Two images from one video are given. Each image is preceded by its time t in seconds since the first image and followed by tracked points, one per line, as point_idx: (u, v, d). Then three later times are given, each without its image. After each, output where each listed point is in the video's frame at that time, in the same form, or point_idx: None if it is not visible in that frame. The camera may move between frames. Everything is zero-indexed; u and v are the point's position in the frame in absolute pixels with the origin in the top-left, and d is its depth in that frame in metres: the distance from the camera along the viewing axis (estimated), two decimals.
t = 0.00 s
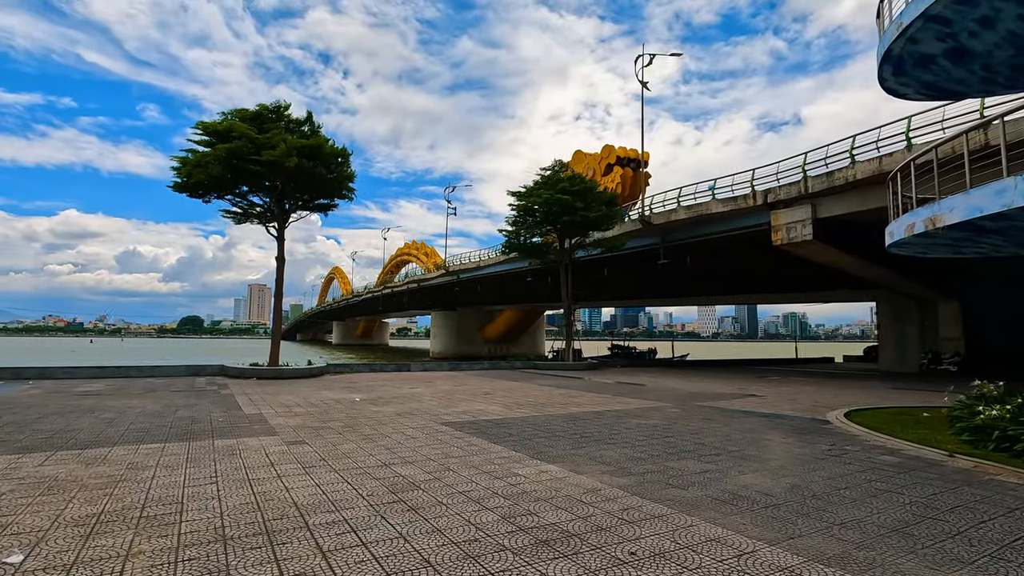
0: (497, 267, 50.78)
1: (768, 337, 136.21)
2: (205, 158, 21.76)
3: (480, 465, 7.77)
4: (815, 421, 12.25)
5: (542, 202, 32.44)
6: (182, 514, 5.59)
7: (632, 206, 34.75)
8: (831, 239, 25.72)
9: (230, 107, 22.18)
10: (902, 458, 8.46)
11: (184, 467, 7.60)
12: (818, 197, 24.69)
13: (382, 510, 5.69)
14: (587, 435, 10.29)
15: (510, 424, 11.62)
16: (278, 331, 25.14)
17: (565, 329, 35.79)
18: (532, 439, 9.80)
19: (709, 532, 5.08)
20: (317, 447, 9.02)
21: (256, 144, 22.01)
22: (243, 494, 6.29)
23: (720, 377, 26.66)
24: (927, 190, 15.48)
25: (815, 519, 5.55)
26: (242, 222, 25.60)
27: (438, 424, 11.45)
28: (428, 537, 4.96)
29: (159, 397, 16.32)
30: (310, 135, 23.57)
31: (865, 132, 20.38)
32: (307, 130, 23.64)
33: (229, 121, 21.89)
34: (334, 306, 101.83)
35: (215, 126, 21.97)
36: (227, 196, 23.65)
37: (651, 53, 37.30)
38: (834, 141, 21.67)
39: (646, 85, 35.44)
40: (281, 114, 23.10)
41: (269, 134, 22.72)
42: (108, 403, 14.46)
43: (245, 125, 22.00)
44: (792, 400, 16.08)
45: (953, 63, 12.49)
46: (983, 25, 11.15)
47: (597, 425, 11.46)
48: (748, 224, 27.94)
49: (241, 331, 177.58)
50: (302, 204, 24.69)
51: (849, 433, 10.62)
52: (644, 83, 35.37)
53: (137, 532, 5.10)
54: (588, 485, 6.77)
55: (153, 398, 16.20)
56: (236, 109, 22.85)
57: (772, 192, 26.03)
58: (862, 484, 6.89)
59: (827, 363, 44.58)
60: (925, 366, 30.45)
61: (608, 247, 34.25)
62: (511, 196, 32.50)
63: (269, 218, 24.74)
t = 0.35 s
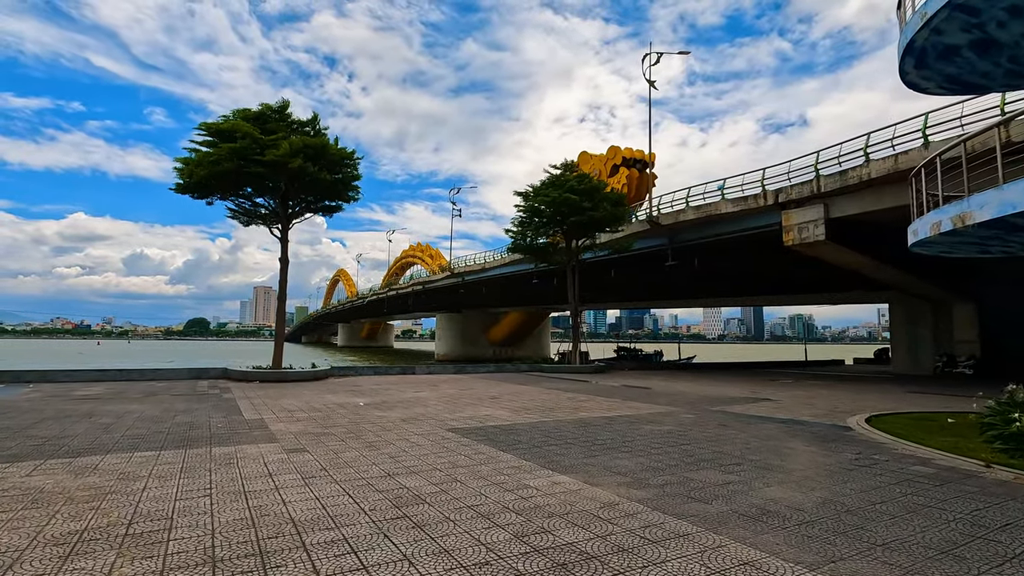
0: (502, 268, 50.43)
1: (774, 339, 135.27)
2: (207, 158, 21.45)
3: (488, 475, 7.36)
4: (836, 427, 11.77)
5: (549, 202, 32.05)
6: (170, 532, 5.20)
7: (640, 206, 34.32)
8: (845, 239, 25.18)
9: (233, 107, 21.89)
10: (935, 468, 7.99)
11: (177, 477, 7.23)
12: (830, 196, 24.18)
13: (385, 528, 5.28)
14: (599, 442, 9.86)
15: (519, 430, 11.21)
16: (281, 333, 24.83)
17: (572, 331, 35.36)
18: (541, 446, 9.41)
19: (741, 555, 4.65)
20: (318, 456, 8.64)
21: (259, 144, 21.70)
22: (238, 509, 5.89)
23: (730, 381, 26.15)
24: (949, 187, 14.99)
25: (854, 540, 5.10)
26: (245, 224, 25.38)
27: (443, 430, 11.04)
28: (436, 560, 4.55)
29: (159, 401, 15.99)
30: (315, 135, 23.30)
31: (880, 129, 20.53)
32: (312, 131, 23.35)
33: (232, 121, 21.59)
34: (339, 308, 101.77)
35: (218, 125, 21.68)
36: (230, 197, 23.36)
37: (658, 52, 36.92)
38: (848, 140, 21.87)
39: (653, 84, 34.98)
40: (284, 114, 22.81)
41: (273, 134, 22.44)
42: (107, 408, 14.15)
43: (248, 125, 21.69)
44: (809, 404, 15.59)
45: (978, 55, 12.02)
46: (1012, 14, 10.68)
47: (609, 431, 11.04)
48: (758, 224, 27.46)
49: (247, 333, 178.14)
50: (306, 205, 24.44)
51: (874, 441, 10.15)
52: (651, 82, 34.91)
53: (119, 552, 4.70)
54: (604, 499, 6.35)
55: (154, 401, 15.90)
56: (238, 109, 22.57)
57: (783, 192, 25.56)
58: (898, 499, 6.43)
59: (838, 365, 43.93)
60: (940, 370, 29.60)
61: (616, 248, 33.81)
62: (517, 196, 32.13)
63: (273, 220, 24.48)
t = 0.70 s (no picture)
0: (506, 270, 50.02)
1: (779, 342, 134.58)
2: (208, 158, 21.08)
3: (497, 485, 6.94)
4: (857, 432, 11.32)
5: (554, 203, 31.63)
6: (154, 549, 4.78)
7: (646, 207, 33.89)
8: (856, 239, 24.70)
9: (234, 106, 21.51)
10: (970, 477, 7.55)
11: (168, 486, 6.83)
12: (841, 195, 23.73)
13: (388, 545, 4.85)
14: (611, 448, 9.44)
15: (526, 435, 10.79)
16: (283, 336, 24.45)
17: (577, 333, 34.92)
18: (551, 453, 8.99)
19: None
20: (317, 463, 8.23)
21: (262, 144, 21.32)
22: (229, 522, 5.48)
23: (740, 384, 25.67)
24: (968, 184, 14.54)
25: (901, 560, 4.65)
26: (247, 225, 25.08)
27: (449, 435, 10.64)
28: None
29: (157, 405, 15.63)
30: (319, 135, 22.95)
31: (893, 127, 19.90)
32: (315, 130, 22.99)
33: (234, 121, 21.23)
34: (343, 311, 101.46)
35: (220, 125, 21.30)
36: (231, 198, 23.00)
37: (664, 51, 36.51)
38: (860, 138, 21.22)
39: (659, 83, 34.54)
40: (286, 114, 22.45)
41: (274, 133, 22.07)
42: (102, 412, 13.75)
43: (250, 124, 21.33)
44: (824, 408, 15.13)
45: (1003, 45, 11.56)
46: None
47: (621, 437, 10.60)
48: (767, 224, 26.98)
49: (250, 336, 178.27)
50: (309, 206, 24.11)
51: (898, 447, 9.71)
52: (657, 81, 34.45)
53: (95, 573, 4.27)
54: (623, 512, 5.92)
55: (152, 405, 15.53)
56: (240, 109, 22.22)
57: (793, 192, 25.09)
58: (938, 511, 5.99)
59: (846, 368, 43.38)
60: (953, 373, 29.06)
61: (622, 249, 33.38)
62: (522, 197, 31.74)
63: (275, 221, 24.15)
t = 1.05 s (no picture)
0: (510, 272, 49.63)
1: (783, 343, 133.86)
2: (208, 157, 20.72)
3: (504, 499, 6.52)
4: (878, 439, 10.85)
5: (558, 203, 31.22)
6: None
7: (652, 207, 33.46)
8: (866, 239, 24.21)
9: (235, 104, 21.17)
10: (1007, 489, 7.10)
11: (154, 501, 6.40)
12: (852, 194, 23.25)
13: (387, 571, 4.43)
14: (623, 457, 8.99)
15: (534, 443, 10.37)
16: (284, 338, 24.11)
17: (582, 335, 34.51)
18: (560, 462, 8.56)
19: None
20: (313, 474, 7.80)
21: (262, 142, 20.97)
22: (216, 543, 5.06)
23: (748, 387, 25.22)
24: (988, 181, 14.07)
25: None
26: (248, 226, 24.78)
27: (453, 443, 10.22)
28: None
29: (154, 410, 15.26)
30: (320, 134, 22.59)
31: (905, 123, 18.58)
32: (317, 129, 22.62)
33: (234, 119, 20.88)
34: (346, 313, 101.29)
35: (219, 123, 20.95)
36: (231, 198, 22.65)
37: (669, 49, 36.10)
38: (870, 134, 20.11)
39: (664, 81, 34.11)
40: (287, 112, 22.08)
41: (275, 132, 21.72)
42: (96, 418, 13.40)
43: (250, 123, 20.97)
44: (840, 413, 14.66)
45: None
46: None
47: (632, 444, 10.17)
48: (776, 224, 26.49)
49: (254, 338, 178.39)
50: (310, 206, 23.78)
51: (924, 455, 9.27)
52: (663, 80, 34.02)
53: None
54: (642, 531, 5.48)
55: (148, 411, 15.16)
56: (240, 107, 21.87)
57: (802, 191, 24.62)
58: (981, 530, 5.56)
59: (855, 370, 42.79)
60: (965, 374, 29.15)
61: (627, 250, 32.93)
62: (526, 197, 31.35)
63: (275, 222, 23.82)
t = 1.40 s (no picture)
0: (515, 271, 49.23)
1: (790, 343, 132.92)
2: (208, 153, 20.39)
3: (509, 508, 6.10)
4: (900, 442, 10.38)
5: (564, 200, 30.78)
6: None
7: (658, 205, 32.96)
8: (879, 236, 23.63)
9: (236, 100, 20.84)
10: None
11: (136, 510, 6.01)
12: (865, 190, 22.69)
13: None
14: (633, 461, 8.57)
15: (540, 446, 9.94)
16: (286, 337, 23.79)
17: (587, 335, 34.05)
18: (568, 467, 8.13)
19: None
20: (308, 480, 7.43)
21: (263, 138, 20.63)
22: (195, 559, 4.65)
23: (757, 387, 24.70)
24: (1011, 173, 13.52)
25: None
26: (250, 224, 24.50)
27: (455, 446, 9.80)
28: None
29: (151, 411, 14.93)
30: (323, 131, 22.22)
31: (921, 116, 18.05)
32: (319, 126, 22.25)
33: (235, 114, 20.54)
34: (351, 312, 101.23)
35: (219, 119, 20.61)
36: (232, 195, 22.34)
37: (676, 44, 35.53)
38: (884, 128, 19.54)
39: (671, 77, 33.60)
40: (289, 108, 21.72)
41: (276, 128, 21.37)
42: (91, 419, 13.08)
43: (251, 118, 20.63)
44: (857, 414, 14.16)
45: None
46: None
47: (643, 448, 9.73)
48: (786, 221, 25.96)
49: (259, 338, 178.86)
50: (312, 204, 23.45)
51: (952, 460, 8.78)
52: (669, 76, 33.51)
53: None
54: (659, 545, 5.04)
55: (144, 411, 14.81)
56: (241, 102, 21.53)
57: (813, 186, 24.08)
58: None
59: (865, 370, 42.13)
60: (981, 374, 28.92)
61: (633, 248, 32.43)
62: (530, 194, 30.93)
63: (277, 220, 23.51)
